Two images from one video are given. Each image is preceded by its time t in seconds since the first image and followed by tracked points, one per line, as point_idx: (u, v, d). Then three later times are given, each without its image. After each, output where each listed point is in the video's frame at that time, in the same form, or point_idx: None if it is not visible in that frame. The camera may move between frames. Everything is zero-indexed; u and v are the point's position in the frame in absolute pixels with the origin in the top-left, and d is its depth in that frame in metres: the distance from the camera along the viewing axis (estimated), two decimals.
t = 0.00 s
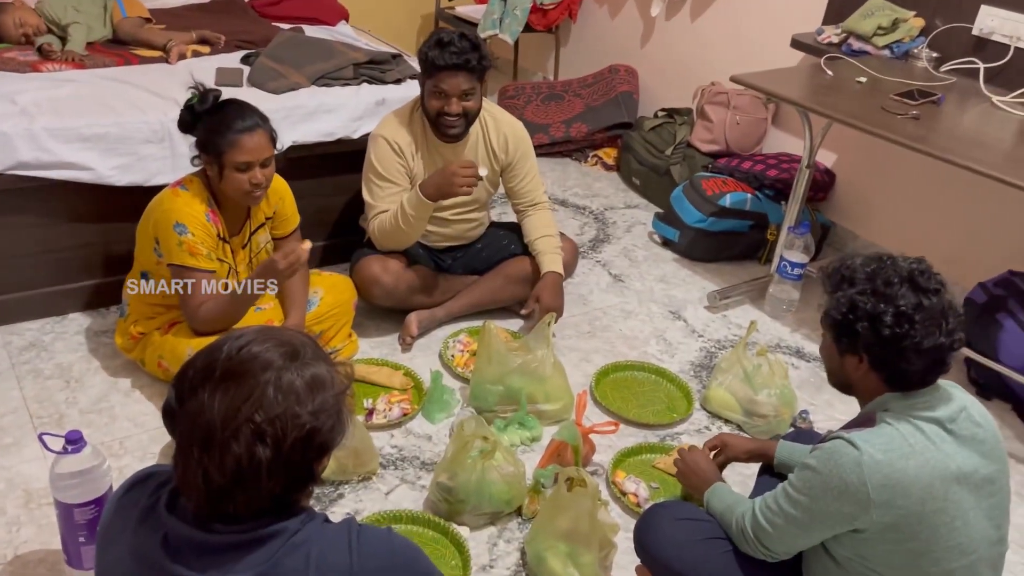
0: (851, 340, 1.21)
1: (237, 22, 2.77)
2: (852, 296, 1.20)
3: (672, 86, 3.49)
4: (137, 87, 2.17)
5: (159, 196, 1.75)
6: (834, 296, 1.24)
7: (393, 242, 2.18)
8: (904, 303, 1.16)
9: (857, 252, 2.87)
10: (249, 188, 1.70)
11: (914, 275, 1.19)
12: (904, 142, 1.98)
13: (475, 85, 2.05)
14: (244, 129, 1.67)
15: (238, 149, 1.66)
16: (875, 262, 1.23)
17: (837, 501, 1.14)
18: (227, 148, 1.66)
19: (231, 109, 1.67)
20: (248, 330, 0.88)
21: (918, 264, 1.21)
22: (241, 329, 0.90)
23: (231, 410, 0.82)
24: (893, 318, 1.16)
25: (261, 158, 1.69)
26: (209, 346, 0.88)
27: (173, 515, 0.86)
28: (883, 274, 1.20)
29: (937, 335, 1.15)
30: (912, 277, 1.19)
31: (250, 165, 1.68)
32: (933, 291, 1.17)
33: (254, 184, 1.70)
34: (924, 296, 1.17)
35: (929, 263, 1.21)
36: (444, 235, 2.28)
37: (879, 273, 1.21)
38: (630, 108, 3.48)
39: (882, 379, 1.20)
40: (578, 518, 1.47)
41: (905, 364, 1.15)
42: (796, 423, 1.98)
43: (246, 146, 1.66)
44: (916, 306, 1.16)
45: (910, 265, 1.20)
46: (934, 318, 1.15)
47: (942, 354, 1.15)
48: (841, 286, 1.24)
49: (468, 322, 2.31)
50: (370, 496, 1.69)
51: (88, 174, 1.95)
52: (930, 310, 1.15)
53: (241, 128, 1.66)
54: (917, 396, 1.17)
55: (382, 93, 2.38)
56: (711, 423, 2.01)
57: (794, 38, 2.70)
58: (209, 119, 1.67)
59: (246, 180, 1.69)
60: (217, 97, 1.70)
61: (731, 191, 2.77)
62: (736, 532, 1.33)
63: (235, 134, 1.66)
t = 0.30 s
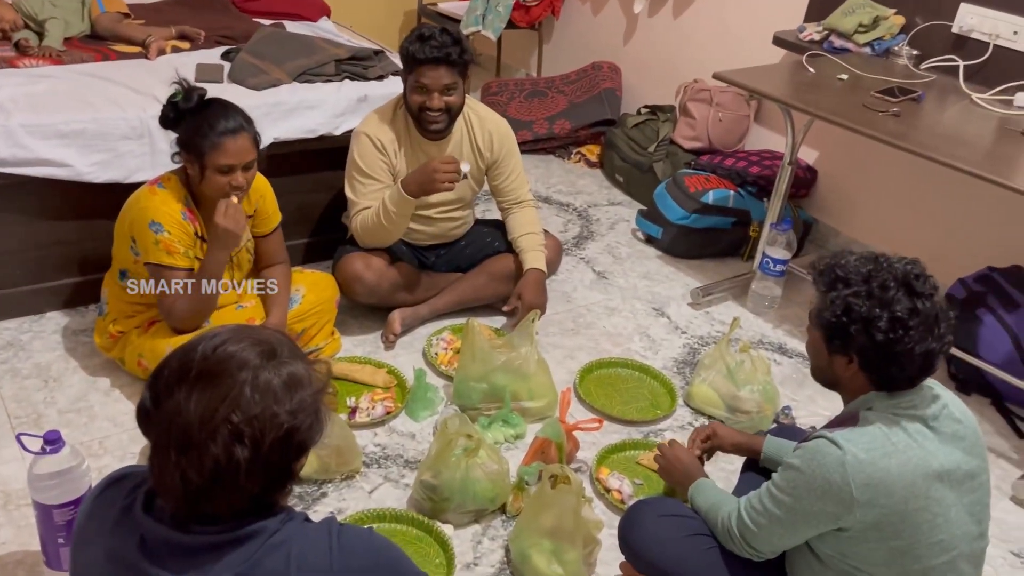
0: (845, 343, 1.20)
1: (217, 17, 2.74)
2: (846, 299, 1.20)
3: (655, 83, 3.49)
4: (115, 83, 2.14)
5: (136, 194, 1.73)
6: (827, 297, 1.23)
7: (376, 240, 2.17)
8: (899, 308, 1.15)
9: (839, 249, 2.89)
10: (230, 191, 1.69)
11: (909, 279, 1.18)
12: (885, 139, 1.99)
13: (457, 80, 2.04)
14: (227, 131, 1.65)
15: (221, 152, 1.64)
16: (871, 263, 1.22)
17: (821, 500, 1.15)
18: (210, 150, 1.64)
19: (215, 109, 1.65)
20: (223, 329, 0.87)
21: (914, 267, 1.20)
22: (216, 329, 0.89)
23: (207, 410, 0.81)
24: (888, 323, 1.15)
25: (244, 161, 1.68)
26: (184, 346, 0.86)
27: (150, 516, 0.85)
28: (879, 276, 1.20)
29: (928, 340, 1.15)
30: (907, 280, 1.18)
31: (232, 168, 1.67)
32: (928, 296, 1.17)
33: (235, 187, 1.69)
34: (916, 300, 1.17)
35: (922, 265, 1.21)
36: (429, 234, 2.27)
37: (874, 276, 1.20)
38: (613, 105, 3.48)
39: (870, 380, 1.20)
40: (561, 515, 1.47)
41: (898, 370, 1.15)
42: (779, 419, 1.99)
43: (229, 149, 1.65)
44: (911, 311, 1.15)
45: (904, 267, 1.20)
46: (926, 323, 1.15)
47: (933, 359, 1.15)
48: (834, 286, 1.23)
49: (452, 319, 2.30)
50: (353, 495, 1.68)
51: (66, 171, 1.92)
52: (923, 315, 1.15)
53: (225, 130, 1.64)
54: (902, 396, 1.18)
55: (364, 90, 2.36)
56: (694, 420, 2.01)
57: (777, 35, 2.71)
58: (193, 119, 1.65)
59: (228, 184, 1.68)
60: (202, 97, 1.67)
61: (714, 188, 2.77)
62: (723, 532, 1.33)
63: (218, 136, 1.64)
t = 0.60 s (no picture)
0: (810, 338, 1.22)
1: (195, 10, 2.71)
2: (802, 296, 1.22)
3: (635, 79, 3.50)
4: (91, 76, 2.11)
5: (109, 188, 1.71)
6: (786, 298, 1.26)
7: (354, 234, 2.16)
8: (853, 293, 1.18)
9: (817, 244, 2.91)
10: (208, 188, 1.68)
11: (858, 266, 1.22)
12: (863, 136, 2.01)
13: (449, 82, 2.03)
14: (208, 127, 1.63)
15: (201, 149, 1.63)
16: (819, 258, 1.25)
17: (801, 498, 1.15)
18: (190, 146, 1.62)
19: (196, 104, 1.63)
20: (196, 324, 0.86)
21: (859, 255, 1.24)
22: (189, 325, 0.88)
23: (184, 405, 0.80)
24: (846, 310, 1.18)
25: (223, 158, 1.66)
26: (157, 342, 0.85)
27: (125, 513, 0.84)
28: (828, 269, 1.22)
29: (892, 320, 1.17)
30: (857, 267, 1.22)
31: (211, 164, 1.65)
32: (878, 278, 1.20)
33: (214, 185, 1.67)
34: (871, 285, 1.19)
35: (870, 253, 1.24)
36: (409, 229, 2.26)
37: (823, 268, 1.23)
38: (594, 101, 3.48)
39: (846, 373, 1.20)
40: (542, 509, 1.46)
41: (867, 354, 1.16)
42: (758, 412, 2.00)
43: (210, 145, 1.63)
44: (866, 295, 1.18)
45: (852, 256, 1.23)
46: (885, 305, 1.17)
47: (899, 339, 1.17)
48: (790, 287, 1.26)
49: (432, 315, 2.29)
50: (332, 491, 1.67)
51: (40, 164, 1.89)
52: (880, 298, 1.18)
53: (204, 126, 1.62)
54: (879, 390, 1.19)
55: (344, 84, 2.35)
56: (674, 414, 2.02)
57: (756, 32, 2.73)
58: (173, 113, 1.62)
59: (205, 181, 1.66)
60: (184, 91, 1.65)
61: (694, 183, 2.78)
62: (703, 529, 1.34)
63: (199, 132, 1.62)
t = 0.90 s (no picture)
0: (781, 331, 1.23)
1: None
2: (772, 291, 1.24)
3: (617, 73, 3.50)
4: (67, 65, 2.09)
5: (86, 180, 1.68)
6: (756, 294, 1.27)
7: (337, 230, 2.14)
8: (821, 285, 1.20)
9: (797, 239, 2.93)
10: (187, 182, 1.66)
11: (824, 258, 1.24)
12: (842, 131, 2.02)
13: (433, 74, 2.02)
14: (187, 121, 1.61)
15: (179, 143, 1.61)
16: (785, 253, 1.27)
17: (777, 490, 1.16)
18: (168, 141, 1.60)
19: (175, 98, 1.61)
20: (176, 317, 0.85)
21: (824, 248, 1.26)
22: (168, 318, 0.87)
23: (165, 397, 0.79)
24: (815, 302, 1.19)
25: (202, 153, 1.64)
26: (137, 334, 0.84)
27: (106, 503, 0.83)
28: (795, 263, 1.25)
29: (861, 309, 1.18)
30: (822, 260, 1.24)
31: (190, 159, 1.63)
32: (845, 269, 1.22)
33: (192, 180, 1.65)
34: (839, 276, 1.21)
35: (835, 247, 1.26)
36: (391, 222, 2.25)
37: (790, 263, 1.25)
38: (576, 95, 3.48)
39: (820, 365, 1.22)
40: (523, 503, 1.46)
41: (837, 344, 1.18)
42: (738, 406, 2.01)
43: (188, 140, 1.61)
44: (834, 286, 1.20)
45: (818, 250, 1.26)
46: (853, 295, 1.19)
47: (869, 328, 1.18)
48: (760, 283, 1.28)
49: (413, 309, 2.28)
50: (313, 485, 1.66)
51: (14, 156, 1.87)
52: (848, 288, 1.19)
53: (183, 121, 1.60)
54: (854, 381, 1.20)
55: (324, 76, 2.33)
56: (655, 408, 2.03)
57: (738, 27, 2.74)
58: (151, 106, 1.60)
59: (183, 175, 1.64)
60: (162, 84, 1.63)
61: (675, 178, 2.79)
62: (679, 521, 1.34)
63: (178, 127, 1.60)
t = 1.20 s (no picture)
0: (760, 323, 1.24)
1: None
2: (749, 284, 1.25)
3: (603, 67, 3.50)
4: (47, 54, 2.06)
5: (67, 170, 1.66)
6: (735, 287, 1.28)
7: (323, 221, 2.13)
8: (798, 276, 1.21)
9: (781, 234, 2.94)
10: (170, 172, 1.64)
11: (801, 251, 1.25)
12: (826, 126, 2.03)
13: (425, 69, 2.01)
14: (170, 110, 1.59)
15: (161, 132, 1.59)
16: (763, 246, 1.28)
17: (757, 480, 1.16)
18: (150, 130, 1.59)
19: (158, 87, 1.60)
20: (154, 314, 0.83)
21: (801, 241, 1.28)
22: (147, 313, 0.85)
23: (139, 400, 0.78)
24: (792, 293, 1.20)
25: (185, 142, 1.62)
26: (112, 332, 0.83)
27: (83, 505, 0.81)
28: (773, 254, 1.26)
29: (839, 300, 1.19)
30: (799, 252, 1.25)
31: (173, 148, 1.61)
32: (821, 260, 1.23)
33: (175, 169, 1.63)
34: (815, 268, 1.23)
35: (812, 239, 1.28)
36: (376, 215, 2.23)
37: (767, 256, 1.26)
38: (562, 88, 3.47)
39: (800, 356, 1.22)
40: (508, 496, 1.46)
41: (815, 334, 1.18)
42: (722, 399, 2.02)
43: (171, 129, 1.59)
44: (811, 277, 1.21)
45: (795, 242, 1.27)
46: (830, 286, 1.20)
47: (846, 318, 1.19)
48: (738, 277, 1.29)
49: (398, 302, 2.27)
50: (297, 479, 1.65)
51: None
52: (824, 279, 1.21)
53: (166, 110, 1.59)
54: (833, 371, 1.21)
55: (309, 67, 2.31)
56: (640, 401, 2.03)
57: (724, 22, 2.74)
58: (133, 94, 1.59)
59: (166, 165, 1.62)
60: (144, 72, 1.61)
61: (661, 172, 2.80)
62: (663, 515, 1.35)
63: (160, 116, 1.58)
